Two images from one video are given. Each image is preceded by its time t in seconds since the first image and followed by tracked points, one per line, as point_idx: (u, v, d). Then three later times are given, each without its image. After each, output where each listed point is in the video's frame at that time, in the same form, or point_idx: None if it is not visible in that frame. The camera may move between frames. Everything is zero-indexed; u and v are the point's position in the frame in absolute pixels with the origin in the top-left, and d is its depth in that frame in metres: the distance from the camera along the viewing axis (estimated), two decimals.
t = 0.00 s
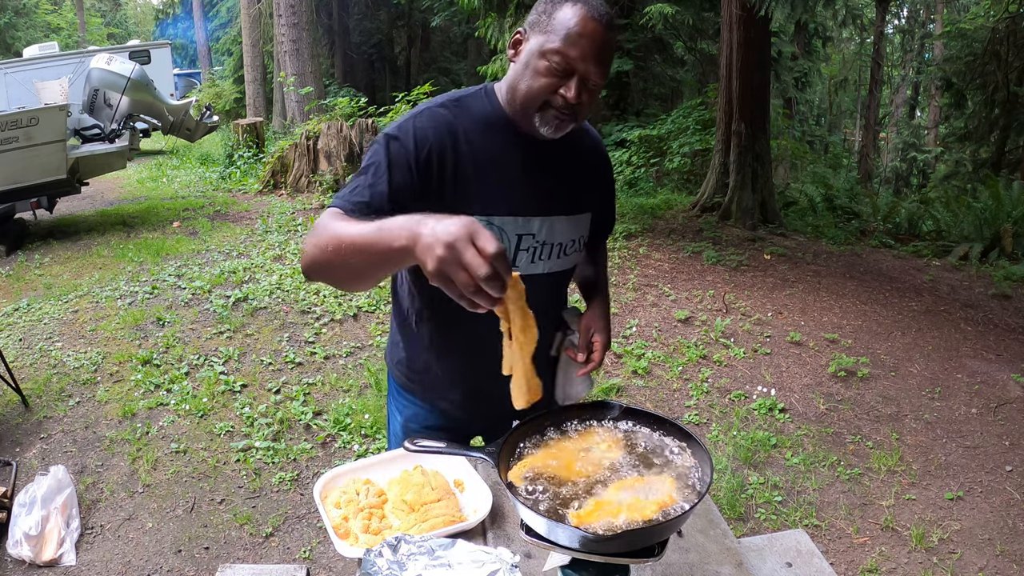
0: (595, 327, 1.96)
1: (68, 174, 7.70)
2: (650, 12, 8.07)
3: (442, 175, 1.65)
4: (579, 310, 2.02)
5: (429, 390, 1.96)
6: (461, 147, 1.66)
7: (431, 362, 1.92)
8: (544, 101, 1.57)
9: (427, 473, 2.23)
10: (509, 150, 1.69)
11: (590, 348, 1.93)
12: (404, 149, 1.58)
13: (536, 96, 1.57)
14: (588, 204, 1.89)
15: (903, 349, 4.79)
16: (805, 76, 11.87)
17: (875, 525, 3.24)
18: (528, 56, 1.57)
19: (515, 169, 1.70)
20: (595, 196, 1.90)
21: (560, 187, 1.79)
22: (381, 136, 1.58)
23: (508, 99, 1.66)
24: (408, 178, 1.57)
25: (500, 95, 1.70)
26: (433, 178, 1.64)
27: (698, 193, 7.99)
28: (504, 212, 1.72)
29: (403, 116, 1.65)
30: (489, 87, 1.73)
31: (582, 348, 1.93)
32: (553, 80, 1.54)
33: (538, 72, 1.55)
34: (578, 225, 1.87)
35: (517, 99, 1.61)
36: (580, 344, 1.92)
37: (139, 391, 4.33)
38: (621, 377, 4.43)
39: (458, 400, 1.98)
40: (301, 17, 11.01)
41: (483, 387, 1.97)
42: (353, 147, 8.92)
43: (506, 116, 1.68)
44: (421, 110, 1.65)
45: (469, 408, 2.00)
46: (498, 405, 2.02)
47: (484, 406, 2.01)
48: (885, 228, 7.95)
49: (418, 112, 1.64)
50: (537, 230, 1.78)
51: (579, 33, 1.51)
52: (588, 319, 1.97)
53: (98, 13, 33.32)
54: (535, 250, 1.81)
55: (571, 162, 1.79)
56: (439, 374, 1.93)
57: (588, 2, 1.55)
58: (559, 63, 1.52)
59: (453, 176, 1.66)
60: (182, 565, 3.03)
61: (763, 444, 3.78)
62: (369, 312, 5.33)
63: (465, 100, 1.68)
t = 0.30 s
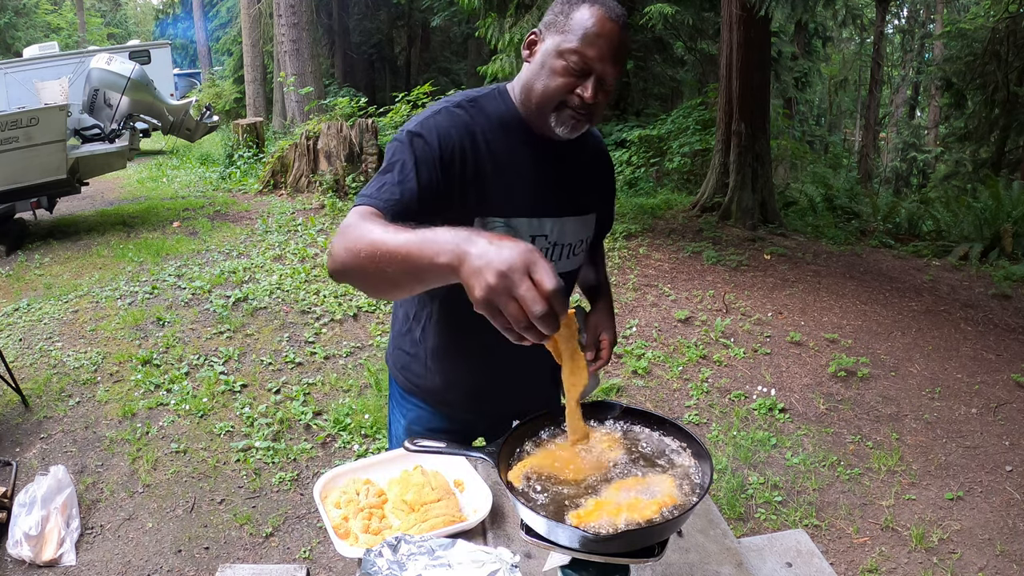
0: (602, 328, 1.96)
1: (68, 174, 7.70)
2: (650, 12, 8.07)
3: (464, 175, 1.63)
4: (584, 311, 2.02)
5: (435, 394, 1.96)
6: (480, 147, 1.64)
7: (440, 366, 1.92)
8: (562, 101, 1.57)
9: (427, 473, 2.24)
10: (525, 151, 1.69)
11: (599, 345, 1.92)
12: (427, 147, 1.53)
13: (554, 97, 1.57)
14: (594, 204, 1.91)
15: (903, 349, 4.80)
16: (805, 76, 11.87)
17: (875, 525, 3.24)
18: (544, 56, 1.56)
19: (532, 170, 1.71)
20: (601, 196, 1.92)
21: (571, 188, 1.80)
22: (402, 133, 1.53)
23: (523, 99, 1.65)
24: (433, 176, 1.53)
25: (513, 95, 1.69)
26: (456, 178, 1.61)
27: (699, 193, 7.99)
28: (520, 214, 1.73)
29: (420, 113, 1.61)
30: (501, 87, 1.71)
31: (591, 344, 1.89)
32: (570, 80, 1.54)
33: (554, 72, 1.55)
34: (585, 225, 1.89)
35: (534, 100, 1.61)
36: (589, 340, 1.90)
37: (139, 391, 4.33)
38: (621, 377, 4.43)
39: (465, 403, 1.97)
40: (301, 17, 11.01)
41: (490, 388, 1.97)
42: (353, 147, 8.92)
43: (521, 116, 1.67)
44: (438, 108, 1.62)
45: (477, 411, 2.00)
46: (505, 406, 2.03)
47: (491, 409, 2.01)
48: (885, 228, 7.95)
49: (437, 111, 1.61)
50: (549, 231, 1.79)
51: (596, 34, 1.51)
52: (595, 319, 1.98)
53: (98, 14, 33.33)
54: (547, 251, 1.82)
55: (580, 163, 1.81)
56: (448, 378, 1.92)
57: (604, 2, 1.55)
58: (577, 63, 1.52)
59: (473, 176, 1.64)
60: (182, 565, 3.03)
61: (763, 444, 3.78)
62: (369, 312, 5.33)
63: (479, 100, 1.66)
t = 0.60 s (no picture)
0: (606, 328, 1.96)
1: (68, 174, 7.70)
2: (650, 12, 8.07)
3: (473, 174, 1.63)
4: (587, 312, 2.02)
5: (439, 395, 1.96)
6: (488, 147, 1.64)
7: (444, 367, 1.92)
8: (572, 102, 1.56)
9: (427, 473, 2.24)
10: (532, 151, 1.69)
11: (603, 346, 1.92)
12: (435, 147, 1.53)
13: (564, 98, 1.57)
14: (600, 205, 1.91)
15: (903, 349, 4.80)
16: (805, 75, 11.86)
17: (875, 525, 3.24)
18: (555, 56, 1.55)
19: (539, 171, 1.71)
20: (607, 196, 1.91)
21: (577, 189, 1.80)
22: (410, 132, 1.53)
23: (532, 100, 1.65)
24: (441, 175, 1.52)
25: (522, 95, 1.68)
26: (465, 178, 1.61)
27: (699, 193, 7.99)
28: (527, 215, 1.73)
29: (428, 113, 1.61)
30: (510, 88, 1.71)
31: (595, 344, 1.88)
32: (581, 81, 1.53)
33: (565, 72, 1.54)
34: (590, 225, 1.90)
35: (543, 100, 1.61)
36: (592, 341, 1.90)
37: (139, 391, 4.33)
38: (621, 377, 4.43)
39: (469, 404, 1.97)
40: (301, 17, 11.02)
41: (493, 389, 1.97)
42: (353, 147, 8.93)
43: (529, 117, 1.67)
44: (446, 107, 1.62)
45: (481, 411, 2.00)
46: (508, 406, 2.03)
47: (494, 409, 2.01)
48: (885, 228, 7.95)
49: (445, 110, 1.60)
50: (556, 232, 1.79)
51: (607, 35, 1.49)
52: (599, 320, 1.97)
53: (97, 13, 33.31)
54: (553, 252, 1.83)
55: (586, 164, 1.81)
56: (452, 378, 1.92)
57: (615, 3, 1.54)
58: (588, 64, 1.51)
59: (481, 176, 1.64)
60: (182, 565, 3.03)
61: (763, 444, 3.78)
62: (369, 312, 5.33)
63: (488, 101, 1.66)
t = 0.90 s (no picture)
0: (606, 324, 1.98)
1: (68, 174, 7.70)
2: (650, 13, 8.07)
3: (480, 179, 1.62)
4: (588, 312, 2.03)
5: (440, 395, 1.95)
6: (493, 150, 1.64)
7: (445, 367, 1.92)
8: (576, 107, 1.56)
9: (427, 473, 2.24)
10: (535, 154, 1.69)
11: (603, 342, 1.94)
12: (442, 153, 1.53)
13: (569, 103, 1.56)
14: (600, 208, 1.90)
15: (903, 349, 4.80)
16: (805, 75, 11.86)
17: (875, 525, 3.24)
18: (559, 60, 1.55)
19: (542, 173, 1.71)
20: (607, 198, 1.91)
21: (577, 191, 1.80)
22: (417, 138, 1.53)
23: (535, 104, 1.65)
24: (448, 180, 1.51)
25: (525, 99, 1.69)
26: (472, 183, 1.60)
27: (698, 193, 7.99)
28: (530, 218, 1.72)
29: (433, 117, 1.61)
30: (511, 91, 1.71)
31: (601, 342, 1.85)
32: (586, 85, 1.53)
33: (569, 76, 1.54)
34: (591, 227, 1.89)
35: (546, 104, 1.60)
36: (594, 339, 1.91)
37: (139, 390, 4.33)
38: (621, 377, 4.43)
39: (470, 404, 1.97)
40: (301, 17, 11.02)
41: (495, 389, 1.96)
42: (353, 147, 8.95)
43: (533, 121, 1.67)
44: (450, 112, 1.62)
45: (482, 411, 1.99)
46: (510, 405, 2.02)
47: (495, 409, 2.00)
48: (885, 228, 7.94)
49: (449, 115, 1.60)
50: (558, 235, 1.79)
51: (612, 38, 1.50)
52: (599, 319, 1.99)
53: (97, 13, 33.28)
54: (556, 255, 1.82)
55: (587, 166, 1.80)
56: (453, 379, 1.92)
57: (617, 7, 1.55)
58: (592, 68, 1.51)
59: (489, 179, 1.64)
60: (182, 565, 3.03)
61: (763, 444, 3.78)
62: (369, 312, 5.33)
63: (491, 105, 1.66)
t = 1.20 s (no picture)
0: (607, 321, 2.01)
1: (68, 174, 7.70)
2: (650, 13, 8.07)
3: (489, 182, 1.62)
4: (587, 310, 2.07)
5: (443, 396, 1.95)
6: (500, 151, 1.63)
7: (448, 368, 1.92)
8: (584, 109, 1.56)
9: (427, 473, 2.24)
10: (540, 153, 1.69)
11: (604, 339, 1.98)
12: (452, 156, 1.52)
13: (576, 105, 1.56)
14: (600, 205, 1.90)
15: (903, 349, 4.79)
16: (805, 75, 11.86)
17: (874, 525, 3.24)
18: (565, 61, 1.55)
19: (547, 174, 1.71)
20: (607, 197, 1.92)
21: (578, 189, 1.80)
22: (427, 141, 1.52)
23: (541, 105, 1.64)
24: (458, 184, 1.51)
25: (529, 99, 1.68)
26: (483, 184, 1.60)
27: (698, 193, 7.99)
28: (536, 218, 1.73)
29: (442, 118, 1.60)
30: (516, 92, 1.70)
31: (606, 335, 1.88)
32: (593, 87, 1.53)
33: (576, 78, 1.54)
34: (592, 226, 1.90)
35: (553, 106, 1.60)
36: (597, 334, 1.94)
37: (139, 391, 4.33)
38: (621, 376, 4.43)
39: (471, 405, 1.97)
40: (301, 17, 11.03)
41: (498, 389, 1.96)
42: (353, 147, 8.96)
43: (538, 122, 1.67)
44: (457, 114, 1.61)
45: (484, 411, 1.99)
46: (511, 405, 2.02)
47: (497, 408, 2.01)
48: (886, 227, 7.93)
49: (457, 117, 1.59)
50: (562, 235, 1.80)
51: (618, 41, 1.50)
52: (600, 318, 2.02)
53: (97, 13, 33.28)
54: (559, 254, 1.82)
55: (588, 165, 1.81)
56: (455, 379, 1.92)
57: (623, 9, 1.55)
58: (599, 70, 1.51)
59: (498, 181, 1.64)
60: (182, 565, 3.03)
61: (763, 444, 3.78)
62: (368, 312, 5.32)
63: (496, 106, 1.65)
